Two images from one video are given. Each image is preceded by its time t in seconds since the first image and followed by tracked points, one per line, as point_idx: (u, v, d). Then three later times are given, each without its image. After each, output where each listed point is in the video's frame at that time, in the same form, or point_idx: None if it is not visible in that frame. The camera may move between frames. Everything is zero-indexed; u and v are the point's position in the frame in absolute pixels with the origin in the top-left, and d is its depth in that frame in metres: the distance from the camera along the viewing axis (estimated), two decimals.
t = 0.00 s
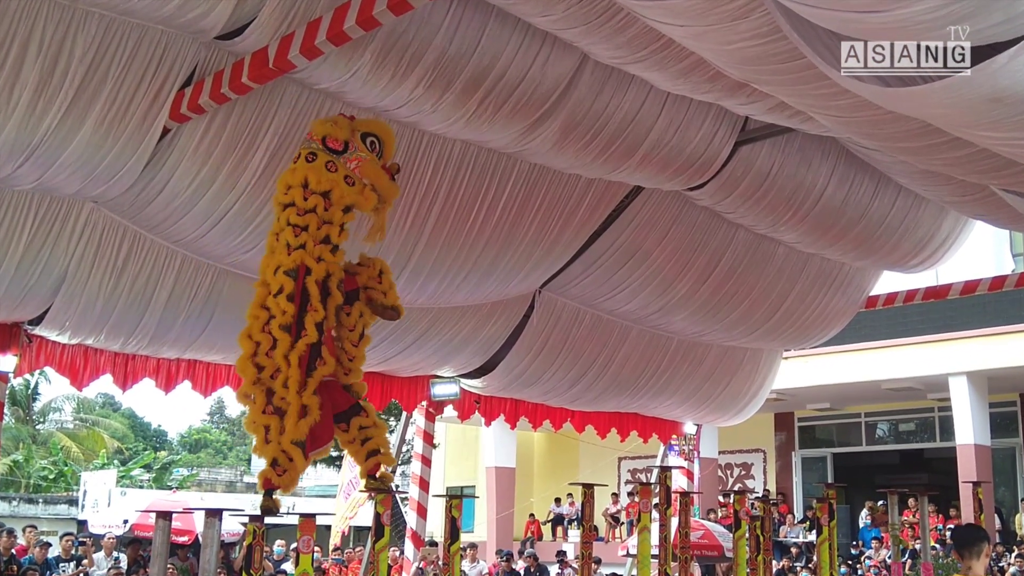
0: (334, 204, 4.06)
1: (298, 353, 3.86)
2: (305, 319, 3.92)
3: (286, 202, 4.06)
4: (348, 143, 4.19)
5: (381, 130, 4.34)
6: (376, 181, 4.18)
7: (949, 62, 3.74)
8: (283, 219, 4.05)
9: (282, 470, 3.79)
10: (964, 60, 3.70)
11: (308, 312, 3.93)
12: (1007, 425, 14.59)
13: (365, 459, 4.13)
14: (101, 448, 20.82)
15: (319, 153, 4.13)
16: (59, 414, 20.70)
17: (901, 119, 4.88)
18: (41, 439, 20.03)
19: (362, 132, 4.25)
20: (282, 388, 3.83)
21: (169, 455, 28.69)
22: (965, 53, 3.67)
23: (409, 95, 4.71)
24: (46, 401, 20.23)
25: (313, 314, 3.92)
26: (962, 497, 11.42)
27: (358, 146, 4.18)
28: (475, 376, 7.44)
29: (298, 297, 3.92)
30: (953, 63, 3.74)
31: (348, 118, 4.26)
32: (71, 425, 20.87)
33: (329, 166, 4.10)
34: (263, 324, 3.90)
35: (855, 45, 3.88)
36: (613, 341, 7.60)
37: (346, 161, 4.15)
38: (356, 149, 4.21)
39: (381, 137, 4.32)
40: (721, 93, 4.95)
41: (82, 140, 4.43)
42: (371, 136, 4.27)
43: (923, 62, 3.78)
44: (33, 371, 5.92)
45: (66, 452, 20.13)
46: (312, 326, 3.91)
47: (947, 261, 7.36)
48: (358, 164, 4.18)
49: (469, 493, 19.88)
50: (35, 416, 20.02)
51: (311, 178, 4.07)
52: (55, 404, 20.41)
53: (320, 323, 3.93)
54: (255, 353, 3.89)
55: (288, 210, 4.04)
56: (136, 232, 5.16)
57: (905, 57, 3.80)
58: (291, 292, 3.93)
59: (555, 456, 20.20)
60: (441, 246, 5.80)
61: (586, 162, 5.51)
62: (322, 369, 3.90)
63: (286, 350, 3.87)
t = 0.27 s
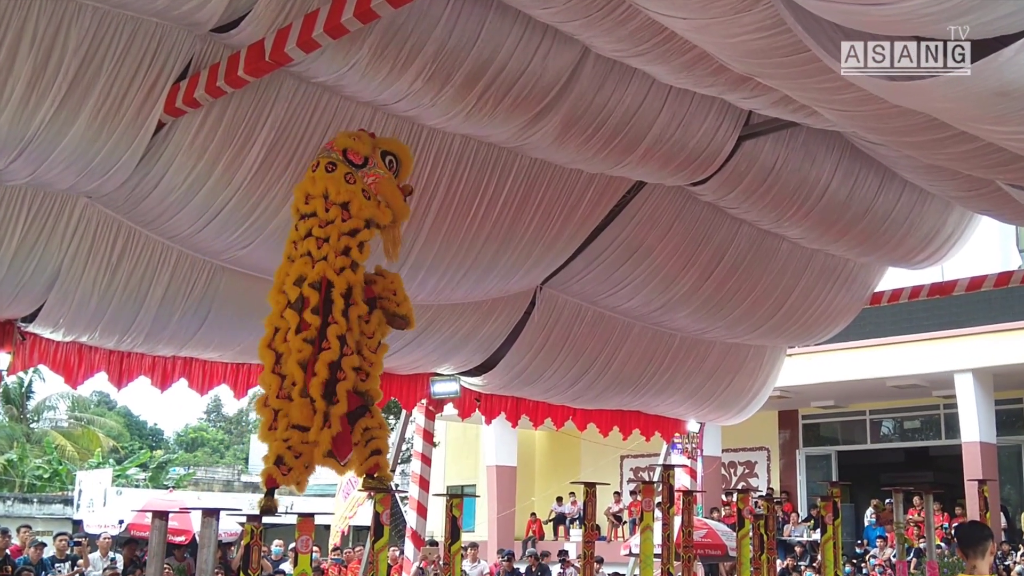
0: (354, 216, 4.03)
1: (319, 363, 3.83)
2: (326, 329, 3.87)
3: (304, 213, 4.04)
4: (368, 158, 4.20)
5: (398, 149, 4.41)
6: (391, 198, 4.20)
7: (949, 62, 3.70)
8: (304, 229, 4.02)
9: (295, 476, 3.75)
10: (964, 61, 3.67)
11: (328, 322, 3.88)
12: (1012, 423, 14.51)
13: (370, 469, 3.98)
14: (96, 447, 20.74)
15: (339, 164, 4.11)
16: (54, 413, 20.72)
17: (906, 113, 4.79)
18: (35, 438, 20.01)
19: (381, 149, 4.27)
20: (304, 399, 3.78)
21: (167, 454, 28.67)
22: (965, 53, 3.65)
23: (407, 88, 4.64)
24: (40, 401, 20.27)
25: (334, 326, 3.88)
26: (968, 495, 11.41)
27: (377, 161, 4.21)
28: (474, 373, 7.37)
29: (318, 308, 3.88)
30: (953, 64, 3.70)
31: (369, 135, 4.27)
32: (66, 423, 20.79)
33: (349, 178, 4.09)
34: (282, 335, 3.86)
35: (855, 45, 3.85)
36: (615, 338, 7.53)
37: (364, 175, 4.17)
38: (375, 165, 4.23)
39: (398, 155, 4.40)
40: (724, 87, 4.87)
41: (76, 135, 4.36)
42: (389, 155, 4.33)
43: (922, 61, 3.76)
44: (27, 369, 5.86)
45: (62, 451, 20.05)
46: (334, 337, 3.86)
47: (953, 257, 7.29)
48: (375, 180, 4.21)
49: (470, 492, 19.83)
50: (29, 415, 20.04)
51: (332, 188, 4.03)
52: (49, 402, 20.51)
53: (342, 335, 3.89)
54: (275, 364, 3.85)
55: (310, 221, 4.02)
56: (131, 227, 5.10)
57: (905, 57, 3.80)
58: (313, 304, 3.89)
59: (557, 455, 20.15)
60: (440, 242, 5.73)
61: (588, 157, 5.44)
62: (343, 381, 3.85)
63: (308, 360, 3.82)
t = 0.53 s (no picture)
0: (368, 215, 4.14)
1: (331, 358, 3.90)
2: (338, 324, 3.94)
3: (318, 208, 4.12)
4: (385, 157, 4.34)
5: (412, 149, 4.55)
6: (406, 197, 4.29)
7: (949, 62, 3.80)
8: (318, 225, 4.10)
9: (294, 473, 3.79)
10: (964, 60, 3.77)
11: (341, 316, 3.95)
12: (1015, 420, 14.46)
13: (371, 465, 3.97)
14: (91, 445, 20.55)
15: (356, 163, 4.24)
16: (48, 410, 20.55)
17: (910, 106, 4.71)
18: (29, 436, 19.91)
19: (397, 148, 4.40)
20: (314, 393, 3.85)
21: (162, 452, 28.56)
22: (966, 52, 3.76)
23: (406, 81, 4.58)
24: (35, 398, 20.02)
25: (346, 320, 3.95)
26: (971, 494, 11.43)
27: (393, 160, 4.35)
28: (474, 370, 7.31)
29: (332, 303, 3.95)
30: (953, 64, 3.80)
31: (386, 133, 4.40)
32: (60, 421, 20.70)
33: (365, 175, 4.21)
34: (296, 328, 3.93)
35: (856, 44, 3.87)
36: (615, 334, 7.47)
37: (380, 173, 4.30)
38: (391, 164, 4.37)
39: (413, 155, 4.53)
40: (726, 80, 4.80)
41: (69, 128, 4.29)
42: (404, 153, 4.46)
43: (923, 62, 3.84)
44: (20, 366, 5.79)
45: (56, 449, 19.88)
46: (349, 333, 3.93)
47: (957, 252, 7.22)
48: (391, 178, 4.33)
49: (469, 490, 19.78)
50: (23, 412, 19.80)
51: (348, 184, 4.16)
52: (44, 399, 20.30)
53: (354, 330, 3.95)
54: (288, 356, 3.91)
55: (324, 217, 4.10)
56: (125, 222, 5.04)
57: (905, 58, 3.88)
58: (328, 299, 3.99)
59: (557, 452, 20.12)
60: (439, 237, 5.66)
61: (588, 152, 5.37)
62: (353, 375, 3.90)
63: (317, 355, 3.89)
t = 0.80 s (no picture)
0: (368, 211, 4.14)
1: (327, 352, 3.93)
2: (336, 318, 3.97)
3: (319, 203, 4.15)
4: (385, 152, 4.29)
5: (415, 143, 4.49)
6: (406, 193, 4.26)
7: (949, 62, 3.82)
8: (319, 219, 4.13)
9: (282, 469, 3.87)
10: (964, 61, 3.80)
11: (339, 311, 3.98)
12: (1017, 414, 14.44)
13: (364, 461, 3.98)
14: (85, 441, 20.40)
15: (356, 157, 4.21)
16: (42, 406, 20.21)
17: (911, 97, 4.63)
18: (21, 432, 19.89)
19: (398, 144, 4.34)
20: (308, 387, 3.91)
21: (157, 448, 28.54)
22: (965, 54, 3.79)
23: (402, 73, 4.52)
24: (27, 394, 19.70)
25: (342, 315, 3.97)
26: (973, 489, 11.42)
27: (394, 155, 4.28)
28: (472, 365, 7.26)
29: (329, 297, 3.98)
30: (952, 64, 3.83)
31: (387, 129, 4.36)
32: (54, 417, 20.39)
33: (365, 171, 4.18)
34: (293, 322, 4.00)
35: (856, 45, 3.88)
36: (615, 329, 7.42)
37: (380, 169, 4.26)
38: (392, 159, 4.32)
39: (416, 152, 4.46)
40: (726, 72, 4.73)
41: (61, 120, 4.23)
42: (406, 149, 4.38)
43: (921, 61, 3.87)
44: (13, 361, 5.75)
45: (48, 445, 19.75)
46: (345, 329, 3.96)
47: (959, 245, 7.17)
48: (391, 174, 4.29)
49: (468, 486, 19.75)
50: (16, 409, 19.64)
51: (346, 181, 4.15)
52: (37, 396, 19.94)
53: (350, 327, 3.98)
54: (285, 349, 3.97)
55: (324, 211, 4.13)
56: (119, 215, 4.98)
57: (905, 57, 3.91)
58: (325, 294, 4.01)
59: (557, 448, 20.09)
60: (436, 231, 5.61)
61: (587, 144, 5.31)
62: (348, 371, 3.94)
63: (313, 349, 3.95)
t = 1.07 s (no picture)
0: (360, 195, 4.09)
1: (317, 338, 3.89)
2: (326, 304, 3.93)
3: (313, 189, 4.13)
4: (384, 144, 4.27)
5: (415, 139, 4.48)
6: (401, 182, 4.22)
7: (949, 62, 3.84)
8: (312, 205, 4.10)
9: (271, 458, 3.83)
10: (965, 61, 3.81)
11: (329, 297, 3.94)
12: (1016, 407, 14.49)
13: (358, 456, 3.99)
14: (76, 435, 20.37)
15: (354, 146, 4.18)
16: (32, 400, 20.29)
17: (909, 88, 4.56)
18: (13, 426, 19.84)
19: (398, 137, 4.34)
20: (297, 375, 3.86)
21: (149, 442, 28.51)
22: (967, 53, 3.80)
23: (397, 63, 4.46)
24: (18, 387, 19.76)
25: (332, 301, 3.92)
26: (972, 481, 11.45)
27: (393, 147, 4.27)
28: (468, 358, 7.22)
29: (319, 282, 3.94)
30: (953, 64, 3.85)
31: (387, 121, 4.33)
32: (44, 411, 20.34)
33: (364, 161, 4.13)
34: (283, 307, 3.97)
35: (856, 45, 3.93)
36: (612, 322, 7.38)
37: (379, 160, 4.22)
38: (390, 151, 4.29)
39: (414, 145, 4.46)
40: (723, 63, 4.67)
41: (51, 111, 4.17)
42: (405, 143, 4.38)
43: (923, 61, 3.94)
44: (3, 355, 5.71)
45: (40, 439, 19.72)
46: (333, 314, 3.91)
47: (958, 237, 7.14)
48: (389, 166, 4.26)
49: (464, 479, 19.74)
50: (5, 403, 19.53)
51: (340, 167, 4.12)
52: (28, 389, 19.99)
53: (340, 313, 3.93)
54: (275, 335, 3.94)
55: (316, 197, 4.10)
56: (109, 207, 4.94)
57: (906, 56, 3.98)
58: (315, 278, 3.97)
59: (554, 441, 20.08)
60: (431, 223, 5.56)
61: (583, 135, 5.26)
62: (338, 357, 3.90)
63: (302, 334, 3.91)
